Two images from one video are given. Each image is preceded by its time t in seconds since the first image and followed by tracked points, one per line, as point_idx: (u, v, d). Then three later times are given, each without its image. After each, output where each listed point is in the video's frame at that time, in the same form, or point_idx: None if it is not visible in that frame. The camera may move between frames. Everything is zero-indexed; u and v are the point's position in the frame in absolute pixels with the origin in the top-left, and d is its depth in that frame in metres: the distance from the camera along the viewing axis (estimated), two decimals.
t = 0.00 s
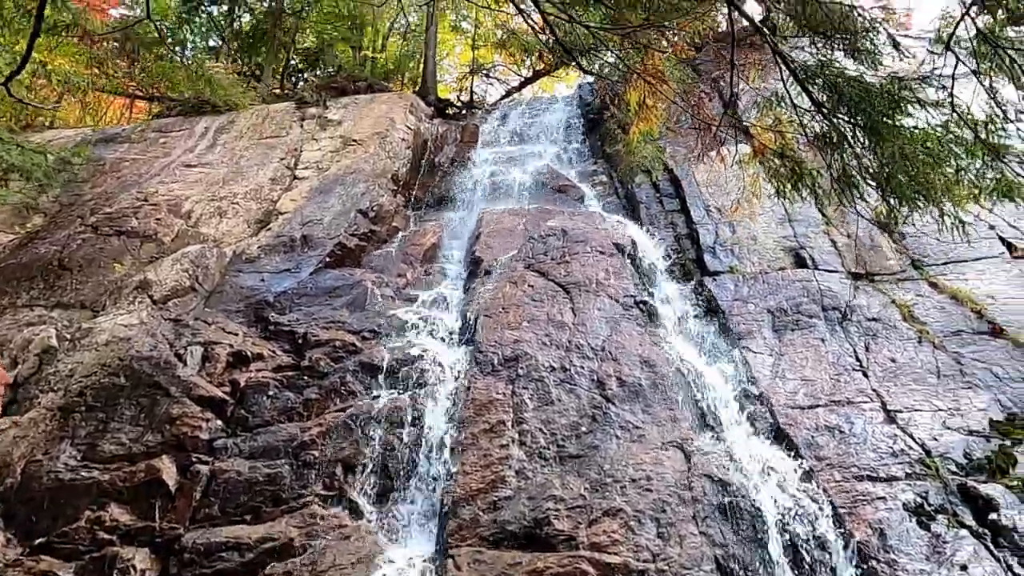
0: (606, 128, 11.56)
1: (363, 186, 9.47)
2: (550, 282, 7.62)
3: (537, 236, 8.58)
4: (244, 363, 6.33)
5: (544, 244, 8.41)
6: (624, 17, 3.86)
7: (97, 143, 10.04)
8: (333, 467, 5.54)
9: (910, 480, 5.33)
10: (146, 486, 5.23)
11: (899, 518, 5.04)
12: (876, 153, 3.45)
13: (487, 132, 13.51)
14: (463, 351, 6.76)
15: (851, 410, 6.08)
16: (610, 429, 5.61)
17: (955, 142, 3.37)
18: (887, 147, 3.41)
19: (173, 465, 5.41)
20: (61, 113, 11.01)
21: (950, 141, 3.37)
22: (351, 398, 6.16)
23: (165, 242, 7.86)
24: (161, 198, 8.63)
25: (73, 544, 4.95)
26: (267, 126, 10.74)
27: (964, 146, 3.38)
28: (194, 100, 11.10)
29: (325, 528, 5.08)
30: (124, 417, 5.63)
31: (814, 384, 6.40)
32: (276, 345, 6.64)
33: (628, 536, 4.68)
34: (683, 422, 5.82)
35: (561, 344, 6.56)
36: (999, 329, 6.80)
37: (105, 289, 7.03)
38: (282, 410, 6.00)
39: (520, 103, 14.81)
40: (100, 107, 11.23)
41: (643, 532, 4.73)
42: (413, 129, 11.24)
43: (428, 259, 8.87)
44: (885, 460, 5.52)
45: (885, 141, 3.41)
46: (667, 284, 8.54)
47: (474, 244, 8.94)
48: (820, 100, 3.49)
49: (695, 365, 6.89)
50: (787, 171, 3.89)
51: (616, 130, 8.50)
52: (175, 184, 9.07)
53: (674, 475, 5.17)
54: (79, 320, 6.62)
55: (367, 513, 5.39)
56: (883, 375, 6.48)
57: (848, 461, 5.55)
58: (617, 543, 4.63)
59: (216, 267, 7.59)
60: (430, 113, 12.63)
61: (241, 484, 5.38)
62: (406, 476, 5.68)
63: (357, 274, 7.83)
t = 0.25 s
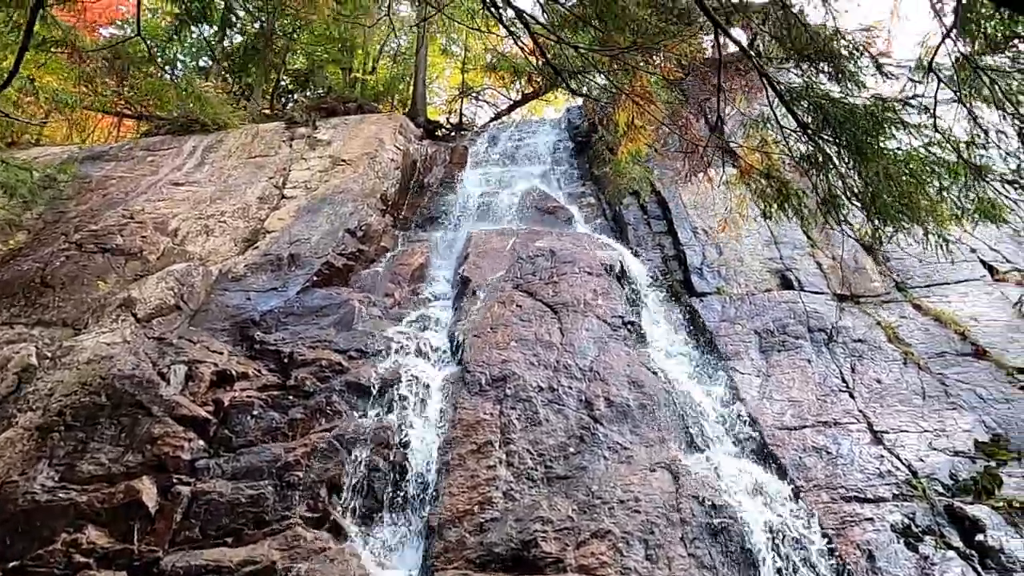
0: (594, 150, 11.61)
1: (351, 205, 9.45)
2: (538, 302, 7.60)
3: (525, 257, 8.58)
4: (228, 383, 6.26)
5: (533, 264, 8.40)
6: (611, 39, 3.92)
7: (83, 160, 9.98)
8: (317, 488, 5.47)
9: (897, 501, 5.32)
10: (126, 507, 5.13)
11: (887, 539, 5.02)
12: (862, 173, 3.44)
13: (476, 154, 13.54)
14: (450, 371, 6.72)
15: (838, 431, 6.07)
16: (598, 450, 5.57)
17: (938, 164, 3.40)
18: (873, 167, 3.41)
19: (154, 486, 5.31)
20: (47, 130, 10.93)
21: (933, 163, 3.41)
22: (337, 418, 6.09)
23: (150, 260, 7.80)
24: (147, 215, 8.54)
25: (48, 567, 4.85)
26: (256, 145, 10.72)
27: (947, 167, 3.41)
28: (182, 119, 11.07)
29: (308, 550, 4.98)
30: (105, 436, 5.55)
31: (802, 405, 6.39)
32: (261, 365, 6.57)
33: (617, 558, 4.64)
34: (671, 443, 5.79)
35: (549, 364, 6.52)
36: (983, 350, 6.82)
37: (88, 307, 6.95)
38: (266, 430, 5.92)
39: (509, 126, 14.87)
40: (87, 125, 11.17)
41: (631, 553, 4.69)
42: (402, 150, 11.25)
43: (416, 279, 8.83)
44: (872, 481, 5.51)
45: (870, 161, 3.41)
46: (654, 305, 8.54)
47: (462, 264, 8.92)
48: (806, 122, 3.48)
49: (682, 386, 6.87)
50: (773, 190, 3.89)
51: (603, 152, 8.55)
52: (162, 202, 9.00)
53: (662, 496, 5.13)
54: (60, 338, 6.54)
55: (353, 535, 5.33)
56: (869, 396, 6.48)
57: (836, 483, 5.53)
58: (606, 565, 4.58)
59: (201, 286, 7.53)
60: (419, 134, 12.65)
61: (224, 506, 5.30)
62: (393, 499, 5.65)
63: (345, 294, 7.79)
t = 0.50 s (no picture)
0: (585, 163, 11.62)
1: (342, 217, 9.43)
2: (529, 314, 7.58)
3: (516, 269, 8.57)
4: (216, 394, 6.21)
5: (524, 276, 8.39)
6: (604, 52, 3.93)
7: (73, 171, 9.93)
8: (306, 500, 5.43)
9: (888, 514, 5.32)
10: (111, 520, 5.06)
11: (879, 552, 5.00)
12: (851, 186, 3.45)
13: (468, 167, 13.56)
14: (440, 383, 6.68)
15: (829, 444, 6.06)
16: (589, 462, 5.54)
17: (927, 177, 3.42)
18: (862, 180, 3.42)
19: (139, 498, 5.26)
20: (36, 140, 10.86)
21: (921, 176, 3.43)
22: (326, 430, 6.05)
23: (138, 270, 7.75)
24: (136, 225, 8.48)
25: None
26: (248, 156, 10.69)
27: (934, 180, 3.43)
28: (173, 130, 11.03)
29: (296, 564, 4.95)
30: (91, 448, 5.49)
31: (793, 418, 6.38)
32: (250, 376, 6.52)
33: (607, 570, 4.61)
34: (662, 456, 5.77)
35: (540, 376, 6.50)
36: (971, 363, 6.84)
37: (75, 317, 6.89)
38: (254, 442, 5.87)
39: (501, 140, 14.88)
40: (77, 135, 11.11)
41: (622, 567, 4.66)
42: (394, 163, 11.24)
43: (406, 290, 8.80)
44: (862, 493, 5.50)
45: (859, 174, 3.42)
46: (645, 317, 8.53)
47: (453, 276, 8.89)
48: (795, 134, 3.50)
49: (674, 398, 6.85)
50: (763, 203, 3.89)
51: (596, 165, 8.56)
52: (152, 212, 8.95)
53: (653, 509, 5.11)
54: (47, 348, 6.47)
55: (341, 548, 5.27)
56: (859, 409, 6.48)
57: (827, 495, 5.52)
58: None
59: (191, 296, 7.48)
60: (411, 147, 12.65)
61: (210, 518, 5.24)
62: (382, 512, 5.60)
63: (335, 305, 7.75)
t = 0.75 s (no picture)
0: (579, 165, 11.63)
1: (335, 218, 9.42)
2: (522, 315, 7.57)
3: (510, 270, 8.56)
4: (208, 395, 6.19)
5: (518, 277, 8.38)
6: (598, 53, 3.94)
7: (64, 171, 9.89)
8: (297, 501, 5.41)
9: (879, 514, 5.33)
10: (101, 521, 5.04)
11: (870, 552, 5.02)
12: (843, 185, 3.48)
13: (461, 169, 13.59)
14: (433, 384, 6.67)
15: (820, 444, 6.07)
16: (582, 463, 5.54)
17: (917, 177, 3.40)
18: (854, 179, 3.44)
19: (129, 499, 5.22)
20: (27, 140, 10.81)
21: (913, 176, 3.41)
22: (319, 431, 6.04)
23: (130, 270, 7.72)
24: (128, 225, 8.44)
25: None
26: (241, 157, 10.65)
27: (925, 181, 3.41)
28: (166, 130, 11.00)
29: (287, 565, 4.93)
30: (81, 449, 5.46)
31: (785, 419, 6.40)
32: (242, 377, 6.50)
33: (600, 571, 4.62)
34: (655, 457, 5.77)
35: (533, 377, 6.49)
36: (961, 365, 6.87)
37: (66, 317, 6.86)
38: (246, 442, 5.85)
39: (495, 142, 14.88)
40: (69, 135, 11.06)
41: (615, 567, 4.66)
42: (387, 164, 11.23)
43: (399, 292, 8.78)
44: (854, 493, 5.52)
45: (852, 173, 3.44)
46: (638, 319, 8.54)
47: (447, 277, 8.88)
48: (788, 134, 3.52)
49: (666, 400, 6.87)
50: (756, 204, 3.90)
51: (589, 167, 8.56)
52: (143, 212, 8.90)
53: (646, 510, 5.12)
54: (37, 349, 6.43)
55: (332, 549, 5.25)
56: (850, 410, 6.49)
57: (818, 495, 5.53)
58: None
59: (182, 297, 7.45)
60: (405, 148, 12.64)
61: (201, 519, 5.21)
62: (374, 513, 5.59)
63: (328, 306, 7.73)
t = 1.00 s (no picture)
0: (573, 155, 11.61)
1: (329, 208, 9.40)
2: (517, 305, 7.58)
3: (504, 260, 8.56)
4: (202, 385, 6.19)
5: (512, 267, 8.38)
6: (592, 42, 3.94)
7: (55, 159, 9.82)
8: (292, 491, 5.42)
9: (869, 502, 5.37)
10: (94, 510, 5.08)
11: (860, 540, 5.06)
12: (836, 174, 3.49)
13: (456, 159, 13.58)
14: (427, 374, 6.68)
15: (812, 434, 6.11)
16: (576, 452, 5.56)
17: (909, 167, 3.45)
18: (847, 168, 3.45)
19: (123, 489, 5.26)
20: (18, 128, 10.75)
21: (905, 166, 3.45)
22: (313, 421, 6.05)
23: (122, 260, 7.70)
24: (119, 215, 8.41)
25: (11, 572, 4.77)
26: (234, 146, 10.60)
27: (917, 171, 3.46)
28: (158, 119, 10.94)
29: (282, 554, 4.95)
30: (74, 438, 5.51)
31: (778, 408, 6.43)
32: (236, 366, 6.50)
33: (593, 559, 4.65)
34: (648, 446, 5.80)
35: (528, 367, 6.50)
36: (951, 354, 6.91)
37: (58, 307, 6.86)
38: (240, 432, 5.86)
39: (489, 132, 14.84)
40: (59, 124, 10.98)
41: (608, 555, 4.70)
42: (381, 154, 11.20)
43: (394, 282, 8.77)
44: (845, 482, 5.56)
45: (844, 162, 3.45)
46: (633, 308, 8.54)
47: (441, 267, 8.87)
48: (781, 124, 3.53)
49: (660, 389, 6.90)
50: (750, 194, 3.91)
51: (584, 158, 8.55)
52: (135, 202, 8.86)
53: (639, 499, 5.15)
54: (29, 339, 6.44)
55: (327, 538, 5.27)
56: (842, 399, 6.54)
57: (810, 484, 5.57)
58: (582, 566, 4.60)
59: (175, 286, 7.43)
60: (400, 138, 12.61)
61: (195, 509, 5.22)
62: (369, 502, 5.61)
63: (322, 296, 7.72)
